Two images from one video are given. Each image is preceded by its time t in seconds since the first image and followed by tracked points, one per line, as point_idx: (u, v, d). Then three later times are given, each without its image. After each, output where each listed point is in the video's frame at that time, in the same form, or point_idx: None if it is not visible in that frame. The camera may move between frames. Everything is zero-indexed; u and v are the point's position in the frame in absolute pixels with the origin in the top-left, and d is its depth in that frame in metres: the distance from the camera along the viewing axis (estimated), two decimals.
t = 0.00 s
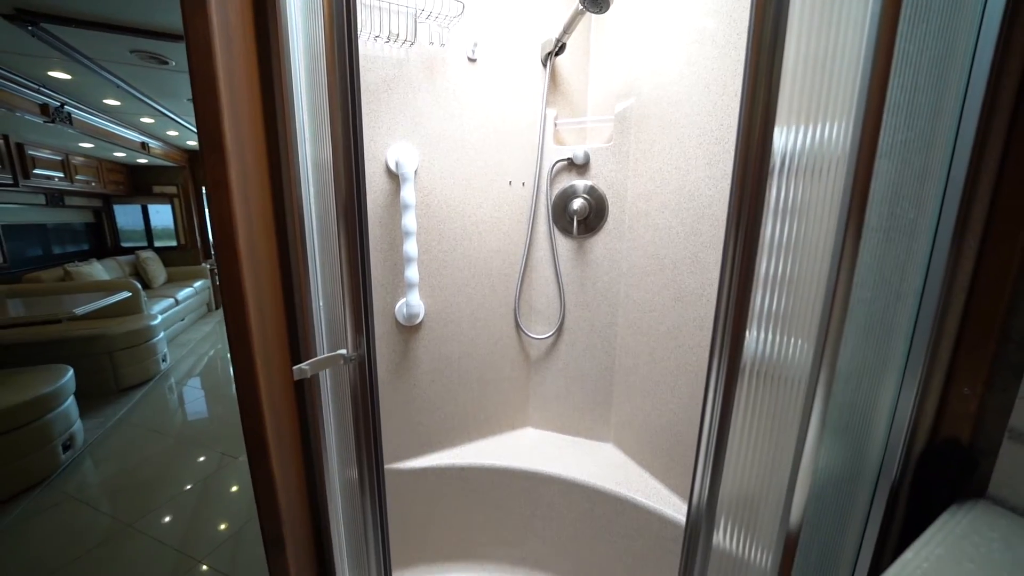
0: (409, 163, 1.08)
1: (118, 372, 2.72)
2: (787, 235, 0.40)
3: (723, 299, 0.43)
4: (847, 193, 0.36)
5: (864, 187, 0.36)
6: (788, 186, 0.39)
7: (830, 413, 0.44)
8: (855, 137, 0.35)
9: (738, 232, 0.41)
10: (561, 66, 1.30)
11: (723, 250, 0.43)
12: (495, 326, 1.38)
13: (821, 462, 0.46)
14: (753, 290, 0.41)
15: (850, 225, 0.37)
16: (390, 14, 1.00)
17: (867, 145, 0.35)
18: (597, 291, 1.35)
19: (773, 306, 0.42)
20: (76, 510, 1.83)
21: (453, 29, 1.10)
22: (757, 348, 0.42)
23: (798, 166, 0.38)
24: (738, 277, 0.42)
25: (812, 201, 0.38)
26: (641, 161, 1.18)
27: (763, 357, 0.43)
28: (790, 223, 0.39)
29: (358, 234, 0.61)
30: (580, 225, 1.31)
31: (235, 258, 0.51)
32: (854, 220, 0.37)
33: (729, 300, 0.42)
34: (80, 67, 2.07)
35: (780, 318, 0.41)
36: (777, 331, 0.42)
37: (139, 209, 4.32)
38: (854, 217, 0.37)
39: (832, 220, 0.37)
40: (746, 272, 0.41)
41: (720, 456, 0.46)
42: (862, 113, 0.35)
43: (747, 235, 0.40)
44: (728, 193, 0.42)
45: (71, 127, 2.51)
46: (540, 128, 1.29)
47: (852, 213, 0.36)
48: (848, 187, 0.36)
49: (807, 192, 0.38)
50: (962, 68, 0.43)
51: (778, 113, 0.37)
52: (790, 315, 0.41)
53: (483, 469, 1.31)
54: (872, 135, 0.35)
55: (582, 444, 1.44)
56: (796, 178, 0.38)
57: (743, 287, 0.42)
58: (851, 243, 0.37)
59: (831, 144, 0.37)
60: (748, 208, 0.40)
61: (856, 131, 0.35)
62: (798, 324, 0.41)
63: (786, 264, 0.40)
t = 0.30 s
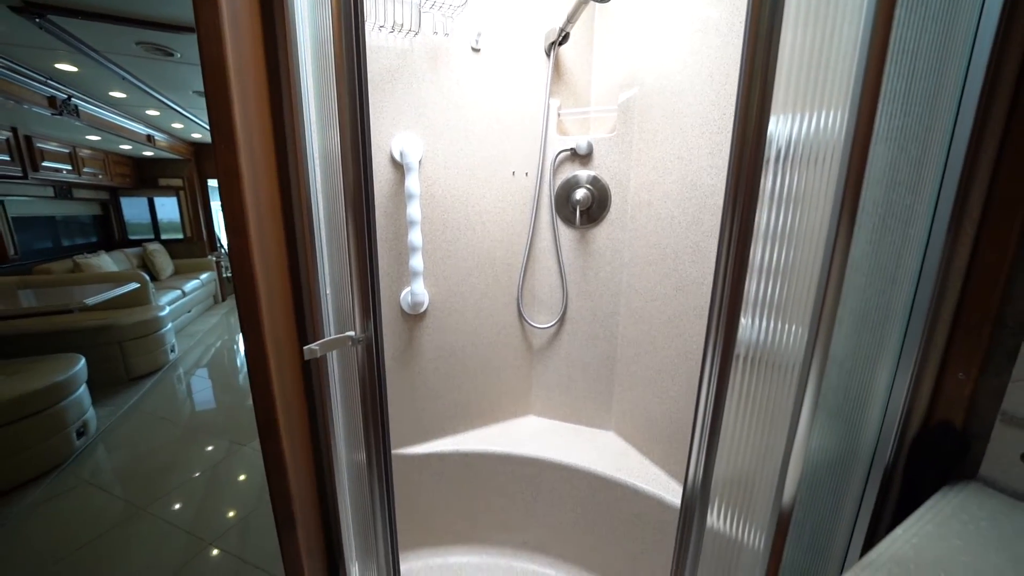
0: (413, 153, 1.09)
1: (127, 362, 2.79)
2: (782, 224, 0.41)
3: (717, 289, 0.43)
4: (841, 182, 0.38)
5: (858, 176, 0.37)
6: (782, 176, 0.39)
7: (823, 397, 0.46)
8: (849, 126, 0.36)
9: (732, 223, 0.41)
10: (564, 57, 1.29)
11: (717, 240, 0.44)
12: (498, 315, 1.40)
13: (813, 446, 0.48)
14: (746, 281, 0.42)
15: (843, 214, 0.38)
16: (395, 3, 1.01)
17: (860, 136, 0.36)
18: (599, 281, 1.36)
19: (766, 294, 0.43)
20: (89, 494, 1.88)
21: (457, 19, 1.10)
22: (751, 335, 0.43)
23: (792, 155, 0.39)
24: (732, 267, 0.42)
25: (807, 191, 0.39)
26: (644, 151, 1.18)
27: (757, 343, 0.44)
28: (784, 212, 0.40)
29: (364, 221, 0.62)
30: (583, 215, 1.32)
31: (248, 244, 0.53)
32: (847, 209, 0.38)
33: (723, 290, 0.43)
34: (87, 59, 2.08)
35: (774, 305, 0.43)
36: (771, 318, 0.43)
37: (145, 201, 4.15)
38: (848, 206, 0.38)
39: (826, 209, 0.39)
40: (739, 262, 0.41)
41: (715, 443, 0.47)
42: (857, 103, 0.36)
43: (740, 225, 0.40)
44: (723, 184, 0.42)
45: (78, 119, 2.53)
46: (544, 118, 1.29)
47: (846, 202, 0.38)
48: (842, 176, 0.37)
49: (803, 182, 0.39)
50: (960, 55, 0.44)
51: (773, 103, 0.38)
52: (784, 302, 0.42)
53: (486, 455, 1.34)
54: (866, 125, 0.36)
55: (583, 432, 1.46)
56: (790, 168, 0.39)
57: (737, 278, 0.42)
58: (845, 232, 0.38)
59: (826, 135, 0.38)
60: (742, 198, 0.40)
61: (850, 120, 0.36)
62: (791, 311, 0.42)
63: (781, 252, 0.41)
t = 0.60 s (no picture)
0: (418, 144, 1.10)
1: (138, 352, 2.85)
2: (775, 212, 0.42)
3: (712, 272, 0.46)
4: (834, 170, 0.38)
5: (852, 164, 0.38)
6: (776, 164, 0.41)
7: (815, 383, 0.47)
8: (842, 115, 0.37)
9: (727, 209, 0.44)
10: (568, 48, 1.29)
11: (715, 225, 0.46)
12: (502, 305, 1.42)
13: (806, 430, 0.49)
14: (740, 265, 0.44)
15: (837, 202, 0.39)
16: None
17: (854, 124, 0.37)
18: (602, 272, 1.37)
19: (760, 279, 0.44)
20: (103, 479, 1.94)
21: (460, 10, 1.10)
22: (745, 320, 0.45)
23: (786, 145, 0.40)
24: (727, 251, 0.45)
25: (801, 179, 0.40)
26: (647, 142, 1.19)
27: (751, 328, 0.46)
28: (777, 200, 0.42)
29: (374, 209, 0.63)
30: (586, 206, 1.33)
31: (259, 231, 0.54)
32: (841, 196, 0.39)
33: (719, 272, 0.46)
34: (94, 52, 2.10)
35: (768, 292, 0.44)
36: (764, 304, 0.44)
37: (152, 193, 4.23)
38: (842, 194, 0.39)
39: (820, 197, 0.39)
40: (734, 246, 0.44)
41: (709, 423, 0.50)
42: (851, 91, 0.36)
43: (735, 211, 0.43)
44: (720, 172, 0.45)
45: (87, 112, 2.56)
46: (547, 110, 1.30)
47: (839, 189, 0.39)
48: (835, 164, 0.38)
49: (797, 171, 0.40)
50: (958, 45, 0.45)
51: (768, 93, 0.40)
52: (777, 289, 0.44)
53: (490, 442, 1.37)
54: (860, 113, 0.37)
55: (585, 420, 1.48)
56: (784, 157, 0.41)
57: (732, 261, 0.45)
58: (838, 219, 0.39)
59: (819, 124, 0.39)
60: (737, 185, 0.43)
61: (843, 109, 0.37)
62: (785, 297, 0.43)
63: (774, 240, 0.43)
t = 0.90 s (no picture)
0: (424, 137, 1.12)
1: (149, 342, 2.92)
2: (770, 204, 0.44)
3: (707, 264, 0.47)
4: (827, 163, 0.40)
5: (843, 158, 0.40)
6: (772, 157, 0.42)
7: (805, 370, 0.49)
8: (835, 109, 0.39)
9: (721, 202, 0.45)
10: (572, 39, 1.28)
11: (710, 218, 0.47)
12: (506, 295, 1.44)
13: (797, 416, 0.51)
14: (733, 258, 0.45)
15: (829, 193, 0.40)
16: None
17: (846, 118, 0.39)
18: (604, 263, 1.39)
19: (755, 270, 0.45)
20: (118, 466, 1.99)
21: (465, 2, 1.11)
22: (739, 309, 0.47)
23: (781, 137, 0.41)
24: (721, 243, 0.45)
25: (795, 171, 0.42)
26: (650, 133, 1.19)
27: (744, 317, 0.47)
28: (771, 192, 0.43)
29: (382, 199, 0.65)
30: (589, 197, 1.34)
31: (272, 220, 0.57)
32: (832, 189, 0.40)
33: (713, 266, 0.46)
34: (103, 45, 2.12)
35: (763, 282, 0.45)
36: (758, 294, 0.46)
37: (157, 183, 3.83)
38: (833, 186, 0.40)
39: (813, 189, 0.41)
40: (728, 238, 0.45)
41: (703, 409, 0.51)
42: (844, 86, 0.38)
43: (730, 204, 0.44)
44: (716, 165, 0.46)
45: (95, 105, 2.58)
46: (551, 101, 1.30)
47: (831, 182, 0.40)
48: (829, 157, 0.40)
49: (791, 163, 0.42)
50: (954, 38, 0.46)
51: (763, 86, 0.40)
52: (771, 279, 0.45)
53: (493, 429, 1.40)
54: (852, 108, 0.38)
55: (587, 409, 1.51)
56: (778, 150, 0.42)
57: (727, 254, 0.45)
58: (830, 210, 0.41)
59: (813, 117, 0.40)
60: (732, 179, 0.43)
61: (836, 103, 0.38)
62: (778, 287, 0.45)
63: (769, 231, 0.44)
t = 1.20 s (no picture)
0: (429, 130, 1.13)
1: (160, 333, 2.99)
2: (766, 196, 0.45)
3: (703, 254, 0.49)
4: (823, 155, 0.41)
5: (839, 150, 0.41)
6: (767, 150, 0.44)
7: (800, 359, 0.50)
8: (831, 102, 0.39)
9: (717, 194, 0.46)
10: (578, 31, 1.28)
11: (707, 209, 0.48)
12: (510, 287, 1.46)
13: (791, 405, 0.52)
14: (729, 247, 0.47)
15: (823, 185, 0.41)
16: None
17: (842, 111, 0.39)
18: (608, 255, 1.40)
19: (749, 260, 0.47)
20: (131, 452, 2.05)
21: None
22: (734, 299, 0.49)
23: (778, 131, 0.43)
24: (717, 234, 0.47)
25: (792, 164, 0.43)
26: (654, 126, 1.19)
27: (739, 306, 0.49)
28: (768, 185, 0.45)
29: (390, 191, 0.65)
30: (592, 190, 1.35)
31: (284, 212, 0.59)
32: (827, 181, 0.41)
33: (709, 256, 0.48)
34: (111, 39, 2.13)
35: (758, 273, 0.47)
36: (753, 284, 0.48)
37: (168, 178, 4.40)
38: (828, 178, 0.41)
39: (809, 180, 0.42)
40: (724, 229, 0.46)
41: (698, 397, 0.53)
42: (840, 79, 0.39)
43: (724, 196, 0.45)
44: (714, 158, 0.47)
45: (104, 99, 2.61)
46: (554, 94, 1.30)
47: (826, 175, 0.41)
48: (824, 149, 0.41)
49: (787, 156, 0.43)
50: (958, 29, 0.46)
51: (758, 81, 0.42)
52: (767, 270, 0.46)
53: (497, 419, 1.43)
54: (847, 100, 0.39)
55: (589, 399, 1.53)
56: (774, 143, 0.43)
57: (722, 244, 0.47)
58: (824, 202, 0.42)
59: (809, 110, 0.41)
60: (728, 171, 0.45)
61: (832, 96, 0.39)
62: (773, 278, 0.46)
63: (764, 222, 0.45)
